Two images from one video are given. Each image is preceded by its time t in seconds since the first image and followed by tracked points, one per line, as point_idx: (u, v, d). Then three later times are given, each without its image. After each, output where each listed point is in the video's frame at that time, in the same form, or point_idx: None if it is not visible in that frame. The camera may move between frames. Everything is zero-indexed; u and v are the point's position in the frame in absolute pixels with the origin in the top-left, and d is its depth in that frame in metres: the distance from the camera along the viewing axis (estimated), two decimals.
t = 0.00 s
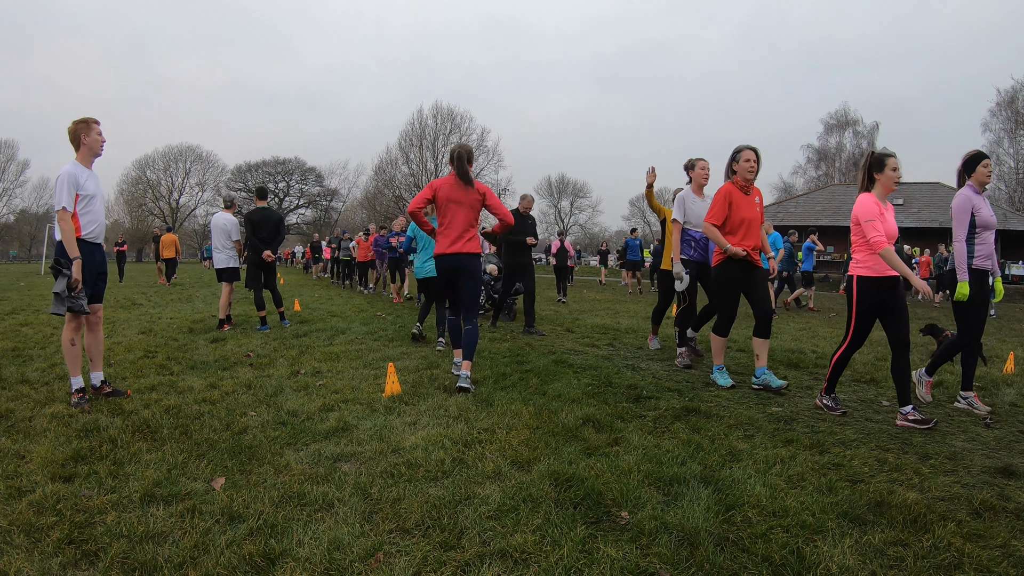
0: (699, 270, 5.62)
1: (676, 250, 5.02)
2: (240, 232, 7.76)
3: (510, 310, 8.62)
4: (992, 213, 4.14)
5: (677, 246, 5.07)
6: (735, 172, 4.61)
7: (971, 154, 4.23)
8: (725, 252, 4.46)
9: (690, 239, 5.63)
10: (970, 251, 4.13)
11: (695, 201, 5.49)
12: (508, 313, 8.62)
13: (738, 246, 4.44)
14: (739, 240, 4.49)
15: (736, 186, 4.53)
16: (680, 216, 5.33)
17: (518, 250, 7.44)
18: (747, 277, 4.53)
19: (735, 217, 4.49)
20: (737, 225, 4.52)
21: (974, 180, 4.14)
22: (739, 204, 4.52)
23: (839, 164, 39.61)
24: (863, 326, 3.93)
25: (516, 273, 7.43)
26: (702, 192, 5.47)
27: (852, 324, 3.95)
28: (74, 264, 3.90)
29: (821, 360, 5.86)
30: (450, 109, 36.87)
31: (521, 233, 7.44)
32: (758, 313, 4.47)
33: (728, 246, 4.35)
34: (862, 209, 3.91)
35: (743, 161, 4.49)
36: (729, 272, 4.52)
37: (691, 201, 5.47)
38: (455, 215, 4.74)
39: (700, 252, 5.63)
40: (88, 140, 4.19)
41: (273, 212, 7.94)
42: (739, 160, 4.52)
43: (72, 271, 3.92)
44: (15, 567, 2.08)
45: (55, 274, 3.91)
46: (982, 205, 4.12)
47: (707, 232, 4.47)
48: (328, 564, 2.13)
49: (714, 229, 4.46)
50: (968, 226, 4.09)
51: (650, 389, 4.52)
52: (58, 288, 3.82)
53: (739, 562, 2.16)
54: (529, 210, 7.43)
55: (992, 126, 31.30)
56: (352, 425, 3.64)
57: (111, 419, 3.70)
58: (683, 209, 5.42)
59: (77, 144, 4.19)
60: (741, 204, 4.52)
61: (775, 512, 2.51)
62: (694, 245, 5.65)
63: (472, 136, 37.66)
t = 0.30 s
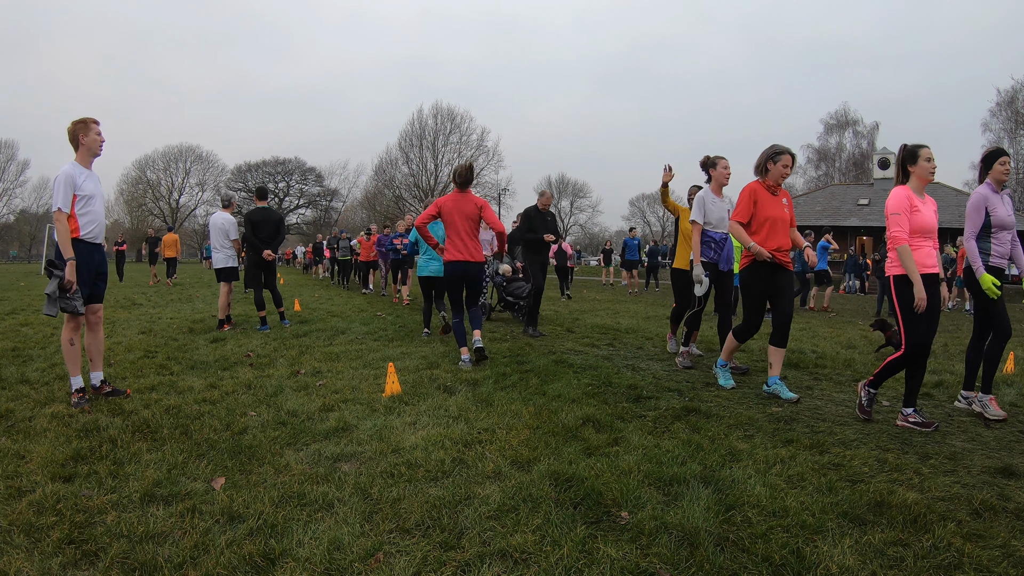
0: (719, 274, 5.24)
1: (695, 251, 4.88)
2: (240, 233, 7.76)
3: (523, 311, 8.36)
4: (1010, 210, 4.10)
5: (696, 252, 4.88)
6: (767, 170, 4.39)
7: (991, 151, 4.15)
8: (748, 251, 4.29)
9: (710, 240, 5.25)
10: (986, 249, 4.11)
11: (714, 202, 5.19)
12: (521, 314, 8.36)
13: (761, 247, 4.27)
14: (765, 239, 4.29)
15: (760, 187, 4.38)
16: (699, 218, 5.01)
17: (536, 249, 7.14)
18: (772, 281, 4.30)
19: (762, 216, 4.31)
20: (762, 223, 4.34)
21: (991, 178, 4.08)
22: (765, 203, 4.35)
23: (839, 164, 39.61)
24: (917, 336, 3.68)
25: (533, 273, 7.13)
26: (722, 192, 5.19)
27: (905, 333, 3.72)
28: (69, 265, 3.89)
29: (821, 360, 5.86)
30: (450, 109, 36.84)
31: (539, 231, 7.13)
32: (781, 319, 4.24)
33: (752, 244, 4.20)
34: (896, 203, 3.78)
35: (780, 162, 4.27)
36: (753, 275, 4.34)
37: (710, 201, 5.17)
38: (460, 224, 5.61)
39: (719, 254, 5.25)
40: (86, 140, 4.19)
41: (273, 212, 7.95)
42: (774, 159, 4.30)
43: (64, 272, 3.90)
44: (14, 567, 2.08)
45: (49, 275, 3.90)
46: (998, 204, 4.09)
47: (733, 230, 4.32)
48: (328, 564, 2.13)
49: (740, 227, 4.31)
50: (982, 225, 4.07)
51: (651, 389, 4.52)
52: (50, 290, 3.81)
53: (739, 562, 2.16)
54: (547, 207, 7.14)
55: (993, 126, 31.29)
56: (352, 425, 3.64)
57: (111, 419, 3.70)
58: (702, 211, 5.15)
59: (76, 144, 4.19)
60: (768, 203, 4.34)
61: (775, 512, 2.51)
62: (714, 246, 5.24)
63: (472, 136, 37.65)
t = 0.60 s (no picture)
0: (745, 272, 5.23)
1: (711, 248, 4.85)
2: (240, 233, 7.76)
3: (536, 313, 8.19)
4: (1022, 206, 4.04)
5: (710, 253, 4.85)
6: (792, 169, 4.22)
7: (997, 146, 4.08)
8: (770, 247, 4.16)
9: (731, 237, 5.12)
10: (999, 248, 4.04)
11: (739, 198, 5.05)
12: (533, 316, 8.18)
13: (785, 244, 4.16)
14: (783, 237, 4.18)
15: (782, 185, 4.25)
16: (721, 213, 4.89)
17: (555, 249, 6.94)
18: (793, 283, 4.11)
19: (781, 214, 4.19)
20: (781, 222, 4.23)
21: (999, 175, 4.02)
22: (785, 200, 4.22)
23: (839, 164, 39.60)
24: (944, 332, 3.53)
25: (552, 275, 6.92)
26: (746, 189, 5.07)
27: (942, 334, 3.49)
28: (67, 265, 3.89)
29: (821, 360, 5.85)
30: (450, 109, 36.83)
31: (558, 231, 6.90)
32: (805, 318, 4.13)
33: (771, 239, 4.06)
34: (922, 202, 3.56)
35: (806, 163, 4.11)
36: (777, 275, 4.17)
37: (734, 198, 5.04)
38: (462, 229, 5.75)
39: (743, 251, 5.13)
40: (87, 141, 4.19)
41: (273, 212, 7.94)
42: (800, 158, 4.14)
43: (63, 272, 3.90)
44: (15, 567, 2.08)
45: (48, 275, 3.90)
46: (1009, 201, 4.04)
47: (752, 228, 4.17)
48: (328, 564, 2.13)
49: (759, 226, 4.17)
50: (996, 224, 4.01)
51: (651, 389, 4.52)
52: (48, 289, 3.80)
53: (739, 562, 2.16)
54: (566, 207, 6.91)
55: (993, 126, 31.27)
56: (352, 425, 3.64)
57: (111, 419, 3.70)
58: (724, 207, 5.03)
59: (77, 145, 4.20)
60: (789, 202, 4.21)
61: (775, 512, 2.51)
62: (735, 242, 5.12)
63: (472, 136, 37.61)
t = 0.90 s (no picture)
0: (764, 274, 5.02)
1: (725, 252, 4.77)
2: (240, 233, 7.76)
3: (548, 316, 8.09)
4: None
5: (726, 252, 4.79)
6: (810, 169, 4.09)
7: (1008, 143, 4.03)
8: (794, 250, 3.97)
9: (752, 238, 4.95)
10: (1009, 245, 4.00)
11: (757, 198, 4.95)
12: (546, 319, 8.05)
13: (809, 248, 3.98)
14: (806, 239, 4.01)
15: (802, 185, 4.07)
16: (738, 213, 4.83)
17: (574, 249, 6.67)
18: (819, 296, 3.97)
19: (805, 214, 4.01)
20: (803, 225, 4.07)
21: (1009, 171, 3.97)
22: (807, 201, 4.05)
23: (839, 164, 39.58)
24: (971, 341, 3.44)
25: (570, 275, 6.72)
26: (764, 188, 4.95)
27: (985, 341, 3.25)
28: (69, 265, 3.88)
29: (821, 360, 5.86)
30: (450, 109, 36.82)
31: (579, 231, 6.62)
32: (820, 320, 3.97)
33: (797, 241, 3.88)
34: (967, 202, 3.32)
35: (825, 161, 3.99)
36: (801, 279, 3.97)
37: (752, 196, 4.93)
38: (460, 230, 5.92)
39: (765, 254, 4.97)
40: (91, 142, 4.19)
41: (273, 212, 7.94)
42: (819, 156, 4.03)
43: (65, 272, 3.90)
44: (14, 567, 2.08)
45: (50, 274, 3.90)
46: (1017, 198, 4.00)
47: (773, 230, 4.00)
48: (328, 564, 2.13)
49: (780, 228, 4.00)
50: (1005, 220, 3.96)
51: (651, 389, 4.52)
52: (50, 289, 3.80)
53: (739, 562, 2.16)
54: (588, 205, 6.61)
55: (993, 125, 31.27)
56: (352, 425, 3.64)
57: (111, 419, 3.70)
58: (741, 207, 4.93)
59: (82, 145, 4.20)
60: (812, 202, 4.05)
61: (775, 512, 2.51)
62: (756, 244, 4.95)
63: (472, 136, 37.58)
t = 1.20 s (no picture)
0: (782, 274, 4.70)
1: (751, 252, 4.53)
2: (240, 232, 7.76)
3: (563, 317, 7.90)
4: None
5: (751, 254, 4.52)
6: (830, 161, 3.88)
7: None
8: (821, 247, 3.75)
9: (769, 239, 4.69)
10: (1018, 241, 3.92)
11: (775, 195, 4.66)
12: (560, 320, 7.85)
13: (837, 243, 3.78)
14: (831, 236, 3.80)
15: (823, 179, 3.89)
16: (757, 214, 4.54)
17: (598, 249, 6.43)
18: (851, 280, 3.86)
19: (830, 211, 3.81)
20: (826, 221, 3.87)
21: None
22: (831, 196, 3.84)
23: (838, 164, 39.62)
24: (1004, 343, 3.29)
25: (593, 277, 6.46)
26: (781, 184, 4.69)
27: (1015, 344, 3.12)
28: (78, 265, 3.90)
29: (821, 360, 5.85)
30: (450, 109, 36.80)
31: (603, 229, 6.40)
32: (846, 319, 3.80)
33: (826, 241, 3.67)
34: None
35: (847, 151, 3.79)
36: (826, 277, 3.80)
37: (771, 194, 4.63)
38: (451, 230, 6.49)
39: (783, 254, 4.69)
40: (99, 143, 4.19)
41: (273, 212, 7.94)
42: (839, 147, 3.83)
43: (74, 272, 3.91)
44: (14, 567, 2.08)
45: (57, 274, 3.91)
46: None
47: (798, 230, 3.78)
48: (328, 564, 2.13)
49: (806, 227, 3.78)
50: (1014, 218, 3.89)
51: (651, 389, 4.52)
52: (59, 288, 3.81)
53: (739, 562, 2.16)
54: (615, 203, 6.41)
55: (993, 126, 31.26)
56: (352, 425, 3.64)
57: (111, 419, 3.70)
58: (762, 205, 4.64)
59: (93, 145, 4.19)
60: (835, 196, 3.84)
61: (775, 512, 2.51)
62: (773, 245, 4.68)
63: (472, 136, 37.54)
